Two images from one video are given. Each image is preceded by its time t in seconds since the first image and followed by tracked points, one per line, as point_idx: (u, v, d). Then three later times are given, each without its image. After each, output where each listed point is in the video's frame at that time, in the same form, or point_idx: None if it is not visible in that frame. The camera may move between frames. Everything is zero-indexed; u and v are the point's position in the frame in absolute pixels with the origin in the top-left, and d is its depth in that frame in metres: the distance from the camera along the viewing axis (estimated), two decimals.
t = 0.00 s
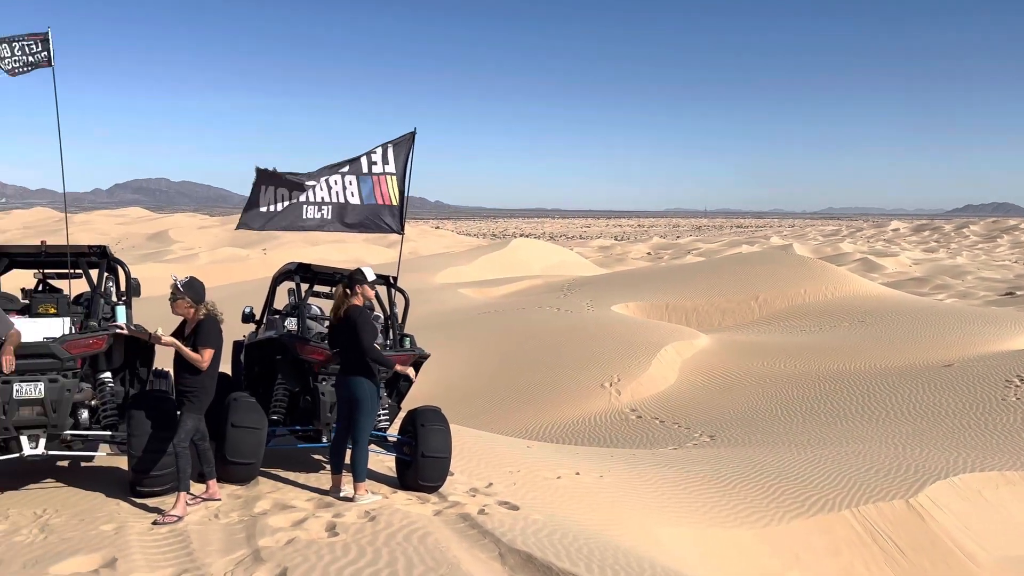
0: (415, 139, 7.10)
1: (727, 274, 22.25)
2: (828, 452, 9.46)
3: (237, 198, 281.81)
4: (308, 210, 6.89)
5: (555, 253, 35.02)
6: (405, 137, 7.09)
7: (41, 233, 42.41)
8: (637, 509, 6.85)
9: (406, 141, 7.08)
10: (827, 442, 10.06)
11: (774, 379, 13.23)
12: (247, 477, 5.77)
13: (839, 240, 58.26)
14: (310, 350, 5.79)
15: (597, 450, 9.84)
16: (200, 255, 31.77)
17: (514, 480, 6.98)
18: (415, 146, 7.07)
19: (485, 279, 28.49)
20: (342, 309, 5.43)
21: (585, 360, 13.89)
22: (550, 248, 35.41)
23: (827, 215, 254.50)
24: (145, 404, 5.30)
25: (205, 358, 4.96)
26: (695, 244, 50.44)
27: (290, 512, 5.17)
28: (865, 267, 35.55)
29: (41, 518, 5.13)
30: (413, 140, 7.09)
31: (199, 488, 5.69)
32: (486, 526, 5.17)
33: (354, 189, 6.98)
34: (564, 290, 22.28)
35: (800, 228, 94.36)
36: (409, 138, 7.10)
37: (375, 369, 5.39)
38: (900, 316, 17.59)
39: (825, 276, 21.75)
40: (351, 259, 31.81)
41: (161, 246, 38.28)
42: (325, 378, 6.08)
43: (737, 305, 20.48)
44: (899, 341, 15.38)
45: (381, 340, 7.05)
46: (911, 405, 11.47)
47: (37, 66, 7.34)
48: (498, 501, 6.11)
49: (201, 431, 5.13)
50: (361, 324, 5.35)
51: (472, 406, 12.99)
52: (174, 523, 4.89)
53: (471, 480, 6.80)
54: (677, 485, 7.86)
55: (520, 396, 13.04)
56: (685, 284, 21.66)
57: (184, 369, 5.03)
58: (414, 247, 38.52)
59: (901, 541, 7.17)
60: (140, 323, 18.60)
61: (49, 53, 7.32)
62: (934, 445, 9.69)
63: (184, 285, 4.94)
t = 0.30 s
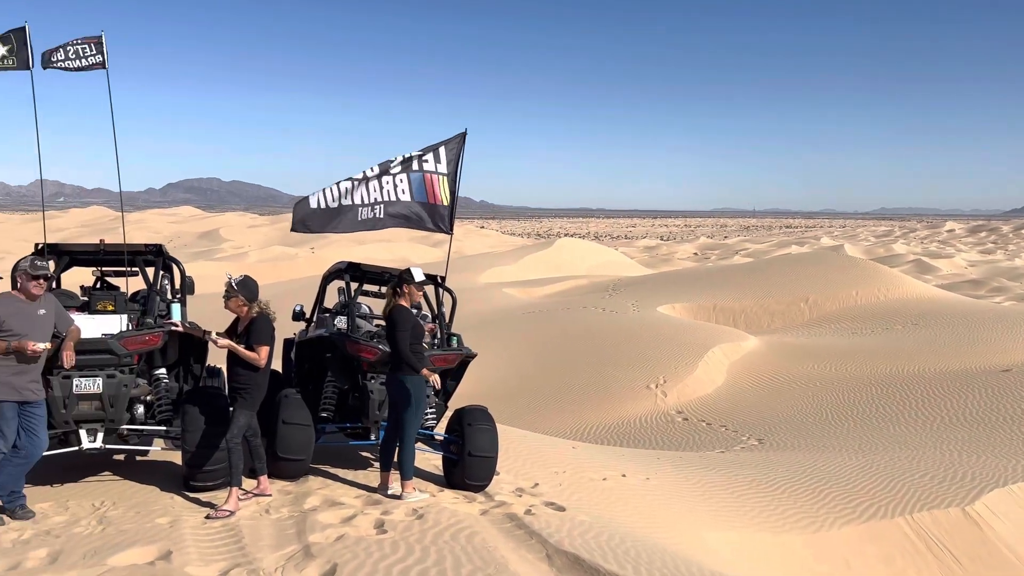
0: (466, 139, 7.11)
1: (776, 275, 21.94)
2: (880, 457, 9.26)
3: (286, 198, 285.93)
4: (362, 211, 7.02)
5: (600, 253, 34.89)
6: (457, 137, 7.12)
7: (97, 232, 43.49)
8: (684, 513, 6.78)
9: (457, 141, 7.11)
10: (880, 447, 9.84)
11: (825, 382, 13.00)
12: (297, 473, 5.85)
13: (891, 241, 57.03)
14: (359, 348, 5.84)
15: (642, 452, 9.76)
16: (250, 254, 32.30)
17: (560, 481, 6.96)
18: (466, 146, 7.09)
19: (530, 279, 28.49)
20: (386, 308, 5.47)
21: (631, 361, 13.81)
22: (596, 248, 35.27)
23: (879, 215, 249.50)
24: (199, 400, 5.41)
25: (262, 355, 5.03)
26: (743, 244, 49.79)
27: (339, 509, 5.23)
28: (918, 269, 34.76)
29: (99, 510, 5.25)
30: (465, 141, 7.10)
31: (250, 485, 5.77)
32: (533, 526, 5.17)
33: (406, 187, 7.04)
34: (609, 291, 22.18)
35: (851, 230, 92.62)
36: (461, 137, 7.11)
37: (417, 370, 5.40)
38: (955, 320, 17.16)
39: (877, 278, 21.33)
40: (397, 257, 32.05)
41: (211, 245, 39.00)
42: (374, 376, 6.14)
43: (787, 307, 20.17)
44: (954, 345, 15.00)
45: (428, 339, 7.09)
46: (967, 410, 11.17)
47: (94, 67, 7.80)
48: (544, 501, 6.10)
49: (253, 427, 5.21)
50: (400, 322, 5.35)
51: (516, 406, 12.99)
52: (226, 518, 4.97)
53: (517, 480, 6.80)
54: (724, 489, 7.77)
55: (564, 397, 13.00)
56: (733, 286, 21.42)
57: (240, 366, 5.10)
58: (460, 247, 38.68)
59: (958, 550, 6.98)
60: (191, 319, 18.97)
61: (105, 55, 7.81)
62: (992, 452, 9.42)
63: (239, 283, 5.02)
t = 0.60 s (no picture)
0: (513, 139, 7.16)
1: (826, 277, 21.58)
2: (936, 464, 9.05)
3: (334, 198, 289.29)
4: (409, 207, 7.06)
5: (647, 254, 34.66)
6: (502, 138, 7.19)
7: (152, 232, 44.49)
8: (732, 516, 6.71)
9: (504, 142, 7.18)
10: (934, 453, 9.62)
11: (877, 386, 12.74)
12: (346, 470, 5.93)
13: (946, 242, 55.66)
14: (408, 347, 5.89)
15: (689, 455, 9.67)
16: (299, 253, 32.74)
17: (606, 482, 6.94)
18: (512, 147, 7.15)
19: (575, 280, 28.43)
20: (434, 306, 5.51)
21: (678, 363, 13.69)
22: (642, 249, 35.05)
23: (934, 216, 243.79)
24: (252, 396, 5.52)
25: (314, 352, 5.11)
26: (792, 245, 49.03)
27: (388, 506, 5.28)
28: (975, 271, 33.88)
29: (155, 502, 5.38)
30: (511, 141, 7.15)
31: (300, 480, 5.86)
32: (580, 527, 5.16)
33: (453, 188, 7.09)
34: (656, 292, 22.03)
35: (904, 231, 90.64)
36: (507, 138, 7.16)
37: (466, 368, 5.42)
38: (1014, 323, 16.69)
39: (931, 280, 20.84)
40: (443, 257, 32.22)
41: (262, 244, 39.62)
42: (422, 375, 6.19)
43: (838, 309, 19.82)
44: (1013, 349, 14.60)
45: (475, 338, 7.12)
46: None
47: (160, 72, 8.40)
48: (591, 502, 6.09)
49: (304, 424, 5.29)
50: (447, 321, 5.38)
51: (561, 407, 12.96)
52: (278, 512, 5.05)
53: (563, 480, 6.79)
54: (774, 494, 7.66)
55: (609, 398, 12.94)
56: (781, 287, 21.12)
57: (292, 363, 5.18)
58: (505, 247, 38.73)
59: (1016, 560, 6.80)
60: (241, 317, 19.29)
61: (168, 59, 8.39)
62: None
63: (292, 281, 5.11)
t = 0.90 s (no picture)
0: (561, 137, 7.12)
1: (878, 279, 21.14)
2: (993, 471, 8.81)
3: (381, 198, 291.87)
4: (457, 204, 7.12)
5: (695, 255, 34.36)
6: (551, 134, 7.14)
7: (205, 231, 45.35)
8: (781, 521, 6.61)
9: (552, 137, 7.12)
10: (991, 460, 9.36)
11: (931, 391, 12.45)
12: (393, 468, 5.98)
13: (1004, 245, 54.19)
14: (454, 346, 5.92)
15: (737, 458, 9.55)
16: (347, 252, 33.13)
17: (652, 484, 6.89)
18: (560, 144, 7.10)
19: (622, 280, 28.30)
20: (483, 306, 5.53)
21: (726, 365, 13.53)
22: (690, 249, 34.75)
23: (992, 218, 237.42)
24: (303, 393, 5.60)
25: (363, 351, 5.17)
26: (844, 246, 48.17)
27: (435, 504, 5.30)
28: None
29: (208, 496, 5.49)
30: (559, 138, 7.11)
31: (349, 477, 5.92)
32: (627, 529, 5.13)
33: (502, 185, 7.12)
34: (703, 293, 21.82)
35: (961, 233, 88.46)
36: (555, 135, 7.13)
37: (514, 366, 5.42)
38: None
39: (990, 283, 20.30)
40: (490, 257, 32.30)
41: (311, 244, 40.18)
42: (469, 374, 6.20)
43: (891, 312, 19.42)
44: None
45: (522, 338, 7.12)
46: None
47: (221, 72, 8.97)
48: (637, 504, 6.05)
49: (353, 421, 5.35)
50: (494, 320, 5.39)
51: (606, 409, 12.90)
52: (326, 508, 5.12)
53: (609, 481, 6.76)
54: (823, 499, 7.53)
55: (656, 401, 12.84)
56: (832, 290, 20.75)
57: (341, 360, 5.25)
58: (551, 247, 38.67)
59: None
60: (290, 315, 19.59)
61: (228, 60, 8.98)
62: None
63: (342, 280, 5.17)
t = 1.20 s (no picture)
0: (608, 138, 7.17)
1: (932, 280, 20.67)
2: None
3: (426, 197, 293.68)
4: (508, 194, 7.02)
5: (742, 255, 33.96)
6: (597, 135, 7.20)
7: (253, 230, 46.11)
8: (829, 526, 6.51)
9: (599, 139, 7.17)
10: None
11: (987, 395, 12.14)
12: (439, 466, 6.02)
13: None
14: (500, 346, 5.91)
15: (785, 462, 9.43)
16: (393, 251, 33.39)
17: (698, 487, 6.83)
18: (607, 145, 7.16)
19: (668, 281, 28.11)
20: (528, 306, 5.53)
21: (774, 367, 13.36)
22: (737, 249, 34.36)
23: None
24: (351, 391, 5.69)
25: (410, 350, 5.22)
26: (896, 247, 47.16)
27: (480, 503, 5.33)
28: None
29: (258, 491, 5.58)
30: (607, 140, 7.16)
31: (395, 474, 5.99)
32: (672, 531, 5.10)
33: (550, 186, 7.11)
34: (751, 294, 21.58)
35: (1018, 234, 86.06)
36: (602, 137, 7.18)
37: (558, 365, 5.42)
38: None
39: None
40: (534, 257, 32.31)
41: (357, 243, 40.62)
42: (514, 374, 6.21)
43: (945, 314, 18.99)
44: None
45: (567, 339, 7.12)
46: None
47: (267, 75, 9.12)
48: (683, 506, 6.01)
49: (400, 419, 5.39)
50: (539, 320, 5.39)
51: (651, 410, 12.81)
52: (374, 505, 5.17)
53: (654, 483, 6.73)
54: (874, 504, 7.39)
55: (702, 403, 12.71)
56: (883, 291, 20.34)
57: (389, 358, 5.31)
58: (596, 246, 38.51)
59: None
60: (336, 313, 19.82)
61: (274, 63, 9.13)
62: None
63: (390, 280, 5.22)
